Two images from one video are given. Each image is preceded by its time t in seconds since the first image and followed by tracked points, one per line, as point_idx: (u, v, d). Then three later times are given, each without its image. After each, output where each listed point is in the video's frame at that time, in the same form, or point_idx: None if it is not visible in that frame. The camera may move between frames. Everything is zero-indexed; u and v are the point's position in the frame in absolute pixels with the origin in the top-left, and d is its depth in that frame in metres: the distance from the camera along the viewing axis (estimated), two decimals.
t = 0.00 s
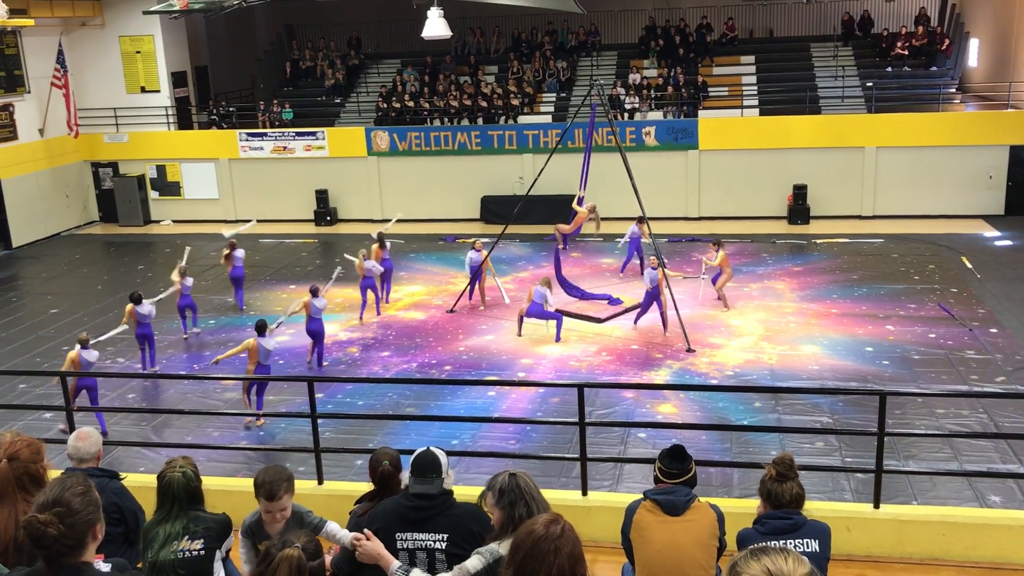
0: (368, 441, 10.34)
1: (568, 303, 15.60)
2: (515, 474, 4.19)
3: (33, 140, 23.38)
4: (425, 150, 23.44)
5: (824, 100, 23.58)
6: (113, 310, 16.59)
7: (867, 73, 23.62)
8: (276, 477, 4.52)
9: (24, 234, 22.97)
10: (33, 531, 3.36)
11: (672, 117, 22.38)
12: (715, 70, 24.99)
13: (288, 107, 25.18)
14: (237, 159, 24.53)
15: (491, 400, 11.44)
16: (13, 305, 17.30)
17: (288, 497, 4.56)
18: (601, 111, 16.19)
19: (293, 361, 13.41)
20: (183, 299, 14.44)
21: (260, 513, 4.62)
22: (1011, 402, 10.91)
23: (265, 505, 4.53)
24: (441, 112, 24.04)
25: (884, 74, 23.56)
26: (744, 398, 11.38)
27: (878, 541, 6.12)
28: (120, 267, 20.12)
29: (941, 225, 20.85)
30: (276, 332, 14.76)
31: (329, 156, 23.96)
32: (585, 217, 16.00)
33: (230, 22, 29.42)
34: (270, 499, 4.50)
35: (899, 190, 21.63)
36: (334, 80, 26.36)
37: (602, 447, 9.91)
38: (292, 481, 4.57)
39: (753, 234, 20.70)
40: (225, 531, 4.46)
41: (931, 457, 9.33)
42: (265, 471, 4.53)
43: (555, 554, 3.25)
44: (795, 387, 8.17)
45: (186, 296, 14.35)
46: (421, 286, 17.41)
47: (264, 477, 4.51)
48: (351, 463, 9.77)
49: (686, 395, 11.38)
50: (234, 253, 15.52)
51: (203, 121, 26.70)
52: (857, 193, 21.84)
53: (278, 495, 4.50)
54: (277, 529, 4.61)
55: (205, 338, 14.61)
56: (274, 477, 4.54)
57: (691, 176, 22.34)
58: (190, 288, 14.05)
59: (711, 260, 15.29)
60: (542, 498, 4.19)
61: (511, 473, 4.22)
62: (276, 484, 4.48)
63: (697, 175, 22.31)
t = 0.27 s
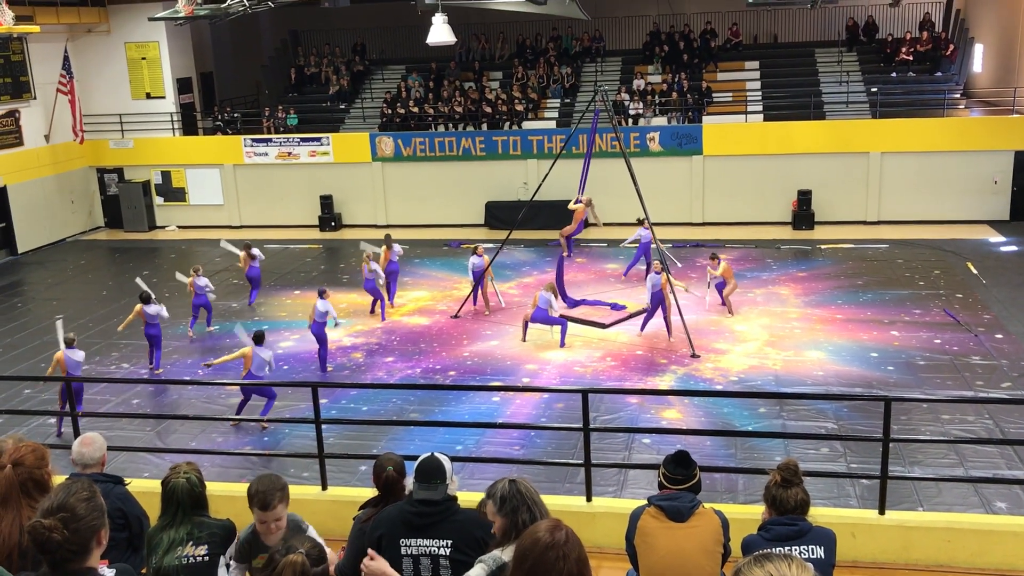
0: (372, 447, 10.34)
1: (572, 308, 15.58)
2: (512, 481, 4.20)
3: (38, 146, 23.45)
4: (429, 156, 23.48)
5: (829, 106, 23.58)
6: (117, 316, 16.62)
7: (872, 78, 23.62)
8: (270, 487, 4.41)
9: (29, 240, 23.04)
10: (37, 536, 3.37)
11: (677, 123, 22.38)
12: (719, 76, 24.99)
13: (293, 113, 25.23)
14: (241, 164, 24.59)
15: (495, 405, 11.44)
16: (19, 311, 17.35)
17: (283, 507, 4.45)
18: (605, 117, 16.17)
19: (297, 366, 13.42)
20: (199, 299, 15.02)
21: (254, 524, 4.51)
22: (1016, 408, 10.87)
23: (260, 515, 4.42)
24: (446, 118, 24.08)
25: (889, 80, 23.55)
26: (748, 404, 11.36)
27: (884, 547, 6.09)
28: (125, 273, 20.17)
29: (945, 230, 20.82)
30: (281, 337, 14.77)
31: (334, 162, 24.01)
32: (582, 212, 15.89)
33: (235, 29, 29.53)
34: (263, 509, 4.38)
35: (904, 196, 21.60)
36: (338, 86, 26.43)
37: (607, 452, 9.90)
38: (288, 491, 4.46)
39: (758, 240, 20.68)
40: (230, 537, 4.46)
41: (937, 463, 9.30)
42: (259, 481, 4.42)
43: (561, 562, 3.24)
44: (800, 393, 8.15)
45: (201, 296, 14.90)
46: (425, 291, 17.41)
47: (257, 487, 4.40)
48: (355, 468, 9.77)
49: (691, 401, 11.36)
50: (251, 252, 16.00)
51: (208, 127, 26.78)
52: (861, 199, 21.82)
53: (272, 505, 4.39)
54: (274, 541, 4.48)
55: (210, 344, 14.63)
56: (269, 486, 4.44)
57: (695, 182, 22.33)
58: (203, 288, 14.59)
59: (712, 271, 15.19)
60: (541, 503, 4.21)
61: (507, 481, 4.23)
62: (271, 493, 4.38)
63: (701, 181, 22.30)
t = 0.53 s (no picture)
0: (372, 453, 10.32)
1: (573, 313, 15.57)
2: (507, 488, 4.18)
3: (39, 152, 23.48)
4: (430, 162, 23.50)
5: (829, 111, 23.60)
6: (118, 322, 16.62)
7: (872, 83, 23.64)
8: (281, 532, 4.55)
9: (30, 247, 23.06)
10: (38, 542, 3.36)
11: (677, 128, 22.40)
12: (719, 81, 25.01)
13: (294, 119, 25.25)
14: (242, 170, 24.61)
15: (496, 411, 11.42)
16: (19, 318, 17.35)
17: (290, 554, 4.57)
18: (605, 122, 16.17)
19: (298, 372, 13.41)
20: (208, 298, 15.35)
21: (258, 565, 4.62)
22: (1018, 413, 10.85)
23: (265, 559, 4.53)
24: (446, 124, 24.09)
25: (889, 85, 23.55)
26: (750, 409, 11.34)
27: (886, 553, 6.08)
28: (126, 279, 20.18)
29: (946, 235, 20.82)
30: (282, 343, 14.76)
31: (335, 168, 24.02)
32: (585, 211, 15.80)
33: (235, 35, 29.59)
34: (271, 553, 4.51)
35: (904, 200, 21.61)
36: (339, 92, 26.45)
37: (608, 458, 9.89)
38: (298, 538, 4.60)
39: (758, 245, 20.67)
40: (230, 543, 4.44)
41: (938, 468, 9.28)
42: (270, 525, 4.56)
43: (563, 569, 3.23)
44: (801, 398, 8.14)
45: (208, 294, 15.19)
46: (426, 297, 17.41)
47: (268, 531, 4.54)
48: (356, 475, 9.76)
49: (692, 406, 11.35)
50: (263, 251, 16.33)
51: (209, 133, 26.80)
52: (862, 204, 21.82)
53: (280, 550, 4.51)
54: None
55: (211, 350, 14.63)
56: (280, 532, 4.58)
57: (696, 187, 22.34)
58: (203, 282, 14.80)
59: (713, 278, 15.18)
60: (537, 509, 4.19)
61: (502, 488, 4.20)
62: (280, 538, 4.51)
63: (702, 186, 22.31)
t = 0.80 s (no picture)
0: (371, 457, 10.32)
1: (572, 317, 15.57)
2: (505, 493, 4.16)
3: (38, 157, 23.49)
4: (429, 166, 23.53)
5: (827, 114, 23.64)
6: (117, 326, 16.62)
7: (870, 87, 23.69)
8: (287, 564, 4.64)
9: (29, 251, 23.06)
10: (38, 546, 3.36)
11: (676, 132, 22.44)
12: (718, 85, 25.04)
13: (292, 123, 25.26)
14: (241, 174, 24.62)
15: (495, 415, 11.42)
16: (18, 322, 17.35)
17: None
18: (604, 126, 16.19)
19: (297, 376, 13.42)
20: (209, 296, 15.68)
21: None
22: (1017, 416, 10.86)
23: None
24: (445, 128, 24.11)
25: (887, 88, 23.59)
26: (749, 412, 11.35)
27: (885, 556, 6.09)
28: (125, 283, 20.18)
29: (944, 238, 20.85)
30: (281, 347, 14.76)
31: (334, 172, 24.04)
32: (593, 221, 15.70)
33: (234, 40, 29.63)
34: None
35: (902, 204, 21.64)
36: (337, 97, 26.48)
37: (607, 462, 9.90)
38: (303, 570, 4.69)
39: (757, 248, 20.69)
40: (230, 547, 4.44)
41: (937, 472, 9.28)
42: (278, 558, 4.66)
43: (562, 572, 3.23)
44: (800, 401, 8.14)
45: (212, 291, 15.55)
46: (425, 301, 17.41)
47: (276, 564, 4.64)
48: (355, 479, 9.75)
49: (691, 410, 11.36)
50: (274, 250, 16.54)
51: (208, 137, 26.83)
52: (860, 207, 21.85)
53: None
54: None
55: (210, 354, 14.62)
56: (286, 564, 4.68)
57: (695, 190, 22.37)
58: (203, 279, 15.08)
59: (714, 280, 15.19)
60: (535, 513, 4.17)
61: (500, 494, 4.19)
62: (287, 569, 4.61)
63: (700, 190, 22.34)
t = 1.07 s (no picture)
0: (370, 459, 10.32)
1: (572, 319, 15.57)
2: (503, 496, 4.17)
3: (37, 158, 23.48)
4: (429, 167, 23.53)
5: (827, 117, 23.66)
6: (116, 328, 16.62)
7: (869, 89, 23.71)
8: None
9: (28, 252, 23.05)
10: (37, 546, 3.35)
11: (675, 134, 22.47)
12: (716, 88, 25.07)
13: (292, 125, 25.26)
14: (241, 176, 24.63)
15: (495, 417, 11.42)
16: (17, 323, 17.34)
17: None
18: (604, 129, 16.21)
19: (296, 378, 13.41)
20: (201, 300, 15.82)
21: None
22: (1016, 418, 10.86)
23: None
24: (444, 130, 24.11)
25: (886, 91, 23.59)
26: (748, 414, 11.35)
27: (884, 558, 6.09)
28: (123, 285, 20.17)
29: (943, 241, 20.85)
30: (280, 349, 14.75)
31: (333, 173, 24.04)
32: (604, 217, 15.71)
33: (233, 41, 29.64)
34: None
35: (902, 206, 21.65)
36: (337, 98, 26.48)
37: (606, 464, 9.90)
38: None
39: (756, 250, 20.69)
40: (228, 548, 4.44)
41: (937, 474, 9.28)
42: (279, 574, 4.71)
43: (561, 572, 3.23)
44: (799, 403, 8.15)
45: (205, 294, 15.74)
46: (424, 303, 17.41)
47: None
48: (353, 480, 9.75)
49: (690, 411, 11.36)
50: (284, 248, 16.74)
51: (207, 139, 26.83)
52: (860, 209, 21.86)
53: None
54: None
55: (210, 356, 14.62)
56: None
57: (694, 192, 22.38)
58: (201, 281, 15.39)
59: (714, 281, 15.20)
60: (533, 516, 4.18)
61: (498, 496, 4.20)
62: None
63: (700, 191, 22.35)
